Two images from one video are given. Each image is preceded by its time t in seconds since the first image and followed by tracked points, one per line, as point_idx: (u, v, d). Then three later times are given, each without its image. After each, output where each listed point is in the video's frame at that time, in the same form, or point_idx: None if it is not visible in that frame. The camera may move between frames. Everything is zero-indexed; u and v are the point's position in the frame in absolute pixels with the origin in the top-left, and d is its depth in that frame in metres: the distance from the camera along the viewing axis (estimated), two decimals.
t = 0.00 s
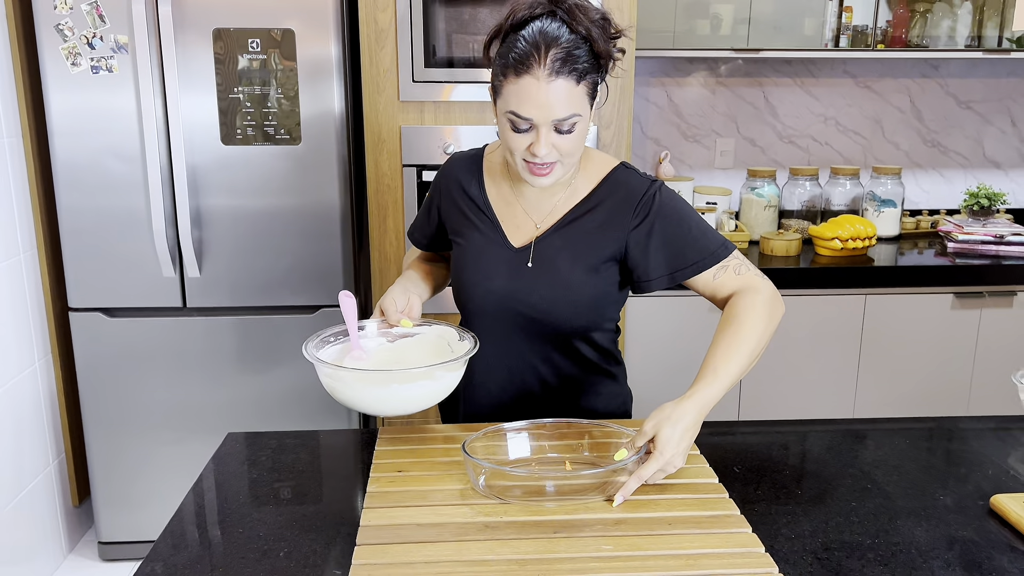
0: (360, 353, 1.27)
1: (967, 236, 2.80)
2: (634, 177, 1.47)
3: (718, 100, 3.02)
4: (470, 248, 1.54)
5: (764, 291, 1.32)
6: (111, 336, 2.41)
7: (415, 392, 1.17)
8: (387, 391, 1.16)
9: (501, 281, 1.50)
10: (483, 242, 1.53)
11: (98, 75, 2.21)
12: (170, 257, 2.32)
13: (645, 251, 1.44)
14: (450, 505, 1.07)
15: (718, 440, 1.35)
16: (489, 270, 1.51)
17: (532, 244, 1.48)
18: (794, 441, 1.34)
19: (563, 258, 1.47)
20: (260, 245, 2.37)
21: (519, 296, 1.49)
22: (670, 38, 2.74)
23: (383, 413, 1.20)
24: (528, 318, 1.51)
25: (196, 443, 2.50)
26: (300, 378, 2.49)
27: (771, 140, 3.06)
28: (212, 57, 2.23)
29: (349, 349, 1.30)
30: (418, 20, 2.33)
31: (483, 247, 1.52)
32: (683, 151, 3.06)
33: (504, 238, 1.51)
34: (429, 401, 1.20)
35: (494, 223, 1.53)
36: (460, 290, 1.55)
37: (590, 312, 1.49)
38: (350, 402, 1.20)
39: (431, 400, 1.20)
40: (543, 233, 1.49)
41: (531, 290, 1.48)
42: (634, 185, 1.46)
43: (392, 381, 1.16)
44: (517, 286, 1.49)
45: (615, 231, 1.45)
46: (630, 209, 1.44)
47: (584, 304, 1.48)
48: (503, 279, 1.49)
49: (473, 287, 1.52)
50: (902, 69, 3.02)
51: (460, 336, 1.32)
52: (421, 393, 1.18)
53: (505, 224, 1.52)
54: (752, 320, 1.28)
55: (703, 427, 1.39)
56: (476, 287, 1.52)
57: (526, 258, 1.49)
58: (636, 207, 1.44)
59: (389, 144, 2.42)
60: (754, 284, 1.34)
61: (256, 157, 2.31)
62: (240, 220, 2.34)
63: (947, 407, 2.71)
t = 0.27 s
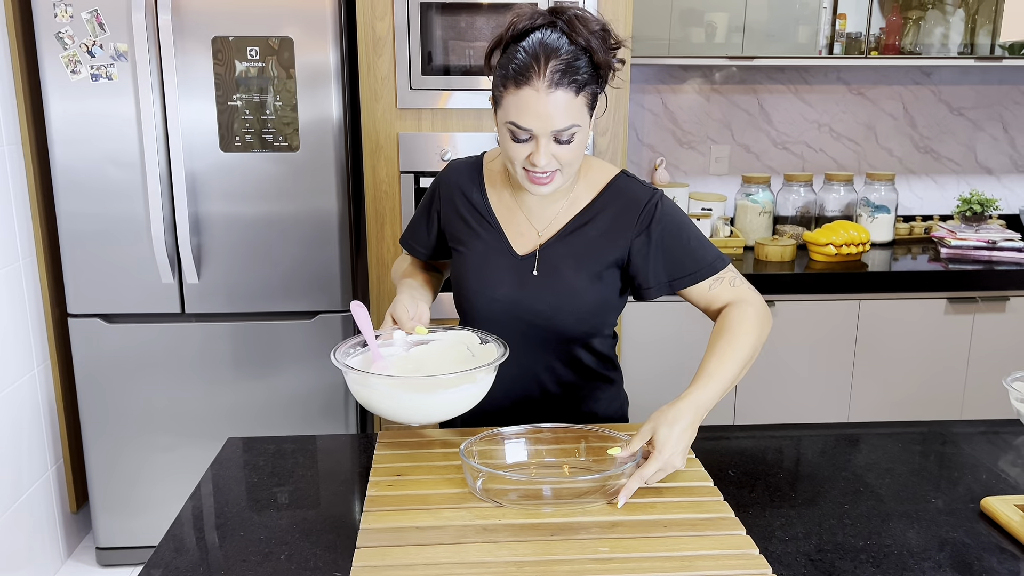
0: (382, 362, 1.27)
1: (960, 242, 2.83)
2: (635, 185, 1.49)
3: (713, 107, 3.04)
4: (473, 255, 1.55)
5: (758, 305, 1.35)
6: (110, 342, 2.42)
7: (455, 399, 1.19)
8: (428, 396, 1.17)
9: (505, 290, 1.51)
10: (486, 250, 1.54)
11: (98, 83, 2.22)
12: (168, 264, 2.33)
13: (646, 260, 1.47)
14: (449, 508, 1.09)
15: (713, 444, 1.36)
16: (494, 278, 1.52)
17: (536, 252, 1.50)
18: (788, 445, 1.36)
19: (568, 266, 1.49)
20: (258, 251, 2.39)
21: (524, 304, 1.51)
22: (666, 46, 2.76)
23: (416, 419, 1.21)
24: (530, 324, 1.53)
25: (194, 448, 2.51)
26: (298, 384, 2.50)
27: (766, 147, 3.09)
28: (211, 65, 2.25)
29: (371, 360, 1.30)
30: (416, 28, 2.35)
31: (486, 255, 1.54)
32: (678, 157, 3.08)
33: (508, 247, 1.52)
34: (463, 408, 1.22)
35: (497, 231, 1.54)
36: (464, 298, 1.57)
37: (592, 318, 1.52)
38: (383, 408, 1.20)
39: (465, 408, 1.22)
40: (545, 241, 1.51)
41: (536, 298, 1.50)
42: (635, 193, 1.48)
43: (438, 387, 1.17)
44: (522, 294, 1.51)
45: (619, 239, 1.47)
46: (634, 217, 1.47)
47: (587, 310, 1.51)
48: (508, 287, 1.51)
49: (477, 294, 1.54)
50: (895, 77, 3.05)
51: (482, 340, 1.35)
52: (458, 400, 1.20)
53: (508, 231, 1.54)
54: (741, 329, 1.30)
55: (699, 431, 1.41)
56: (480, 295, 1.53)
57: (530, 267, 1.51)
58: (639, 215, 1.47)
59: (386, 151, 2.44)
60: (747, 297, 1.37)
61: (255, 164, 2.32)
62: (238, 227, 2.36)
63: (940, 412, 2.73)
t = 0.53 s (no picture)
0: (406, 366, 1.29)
1: (953, 249, 2.84)
2: (634, 195, 1.57)
3: (708, 114, 3.07)
4: (474, 260, 1.58)
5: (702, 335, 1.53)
6: (109, 345, 2.44)
7: (494, 399, 1.21)
8: (468, 399, 1.19)
9: (508, 293, 1.55)
10: (488, 254, 1.57)
11: (97, 89, 2.25)
12: (167, 268, 2.35)
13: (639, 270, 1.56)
14: (438, 508, 1.10)
15: (701, 447, 1.38)
16: (496, 280, 1.56)
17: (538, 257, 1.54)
18: (774, 448, 1.38)
19: (569, 270, 1.54)
20: (256, 256, 2.41)
21: (526, 307, 1.55)
22: (662, 54, 2.79)
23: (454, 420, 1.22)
24: (531, 324, 1.57)
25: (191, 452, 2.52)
26: (295, 388, 2.52)
27: (761, 154, 3.11)
28: (210, 72, 2.27)
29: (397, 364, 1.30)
30: (413, 35, 2.37)
31: (487, 259, 1.57)
32: (673, 164, 3.10)
33: (510, 252, 1.56)
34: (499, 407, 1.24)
35: (498, 236, 1.57)
36: (464, 301, 1.59)
37: (590, 321, 1.57)
38: (419, 412, 1.21)
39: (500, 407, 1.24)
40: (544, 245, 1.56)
41: (538, 301, 1.55)
42: (635, 204, 1.56)
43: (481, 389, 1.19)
44: (524, 297, 1.55)
45: (619, 245, 1.54)
46: (633, 225, 1.54)
47: (585, 313, 1.56)
48: (510, 291, 1.55)
49: (479, 296, 1.57)
50: (890, 85, 3.08)
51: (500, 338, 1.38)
52: (496, 400, 1.22)
53: (508, 236, 1.58)
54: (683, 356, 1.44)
55: (687, 434, 1.43)
56: (482, 298, 1.57)
57: (532, 271, 1.55)
58: (638, 223, 1.54)
59: (383, 157, 2.46)
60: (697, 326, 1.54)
61: (253, 170, 2.35)
62: (236, 232, 2.38)
63: (933, 417, 2.75)
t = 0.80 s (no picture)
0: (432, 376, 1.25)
1: (945, 254, 2.86)
2: (630, 205, 1.61)
3: (704, 119, 3.09)
4: (475, 265, 1.59)
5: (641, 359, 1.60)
6: (107, 346, 2.47)
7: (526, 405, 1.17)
8: (498, 406, 1.15)
9: (507, 296, 1.59)
10: (488, 258, 1.59)
11: (97, 94, 2.29)
12: (164, 270, 2.39)
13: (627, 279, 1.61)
14: (419, 506, 1.13)
15: (682, 449, 1.40)
16: (496, 284, 1.59)
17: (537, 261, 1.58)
18: (754, 450, 1.40)
19: (567, 274, 1.57)
20: (252, 259, 2.44)
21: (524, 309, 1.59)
22: (656, 60, 2.81)
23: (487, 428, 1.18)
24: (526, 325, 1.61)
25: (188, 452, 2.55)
26: (290, 390, 2.55)
27: (756, 160, 3.13)
28: (208, 77, 2.30)
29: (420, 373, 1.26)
30: (409, 42, 2.41)
31: (486, 262, 1.59)
32: (669, 169, 3.13)
33: (510, 256, 1.58)
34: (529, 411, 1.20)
35: (497, 239, 1.59)
36: (462, 302, 1.62)
37: (581, 323, 1.61)
38: (451, 423, 1.17)
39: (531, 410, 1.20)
40: (541, 250, 1.59)
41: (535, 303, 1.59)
42: (631, 214, 1.60)
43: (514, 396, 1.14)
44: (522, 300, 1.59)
45: (614, 252, 1.58)
46: (628, 233, 1.58)
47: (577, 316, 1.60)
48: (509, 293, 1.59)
49: (480, 300, 1.60)
50: (884, 91, 3.10)
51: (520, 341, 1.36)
52: (526, 405, 1.18)
53: (507, 241, 1.60)
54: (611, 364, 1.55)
55: (668, 436, 1.45)
56: (480, 300, 1.60)
57: (531, 274, 1.58)
58: (633, 232, 1.59)
59: (378, 162, 2.49)
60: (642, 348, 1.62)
61: (250, 174, 2.38)
62: (233, 235, 2.41)
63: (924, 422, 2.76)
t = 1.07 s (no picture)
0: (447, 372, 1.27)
1: (945, 257, 2.87)
2: (628, 213, 1.63)
3: (706, 122, 3.10)
4: (475, 263, 1.61)
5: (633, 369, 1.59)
6: (112, 345, 2.50)
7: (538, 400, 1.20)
8: (513, 401, 1.17)
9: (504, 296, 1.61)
10: (489, 257, 1.61)
11: (103, 96, 2.32)
12: (169, 270, 2.42)
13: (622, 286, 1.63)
14: (411, 501, 1.15)
15: (673, 447, 1.42)
16: (496, 284, 1.60)
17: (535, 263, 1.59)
18: (744, 449, 1.42)
19: (564, 276, 1.59)
20: (255, 259, 2.47)
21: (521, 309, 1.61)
22: (657, 63, 2.83)
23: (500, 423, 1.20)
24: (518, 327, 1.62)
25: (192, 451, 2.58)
26: (293, 390, 2.57)
27: (757, 163, 3.14)
28: (212, 80, 2.34)
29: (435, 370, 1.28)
30: (410, 45, 2.43)
31: (487, 261, 1.61)
32: (670, 172, 3.14)
33: (509, 256, 1.60)
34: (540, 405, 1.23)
35: (498, 239, 1.61)
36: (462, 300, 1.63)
37: (576, 325, 1.63)
38: (466, 420, 1.19)
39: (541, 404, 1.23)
40: (540, 251, 1.60)
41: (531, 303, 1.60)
42: (628, 221, 1.62)
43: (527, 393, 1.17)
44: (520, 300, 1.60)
45: (610, 256, 1.61)
46: (625, 238, 1.60)
47: (573, 318, 1.62)
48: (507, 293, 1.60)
49: (480, 299, 1.62)
50: (885, 95, 3.11)
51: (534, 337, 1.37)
52: (538, 399, 1.20)
53: (508, 241, 1.61)
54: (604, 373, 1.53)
55: (660, 435, 1.47)
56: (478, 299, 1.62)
57: (529, 275, 1.59)
58: (631, 238, 1.61)
59: (380, 164, 2.52)
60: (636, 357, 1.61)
61: (253, 175, 2.41)
62: (236, 235, 2.44)
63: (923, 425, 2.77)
